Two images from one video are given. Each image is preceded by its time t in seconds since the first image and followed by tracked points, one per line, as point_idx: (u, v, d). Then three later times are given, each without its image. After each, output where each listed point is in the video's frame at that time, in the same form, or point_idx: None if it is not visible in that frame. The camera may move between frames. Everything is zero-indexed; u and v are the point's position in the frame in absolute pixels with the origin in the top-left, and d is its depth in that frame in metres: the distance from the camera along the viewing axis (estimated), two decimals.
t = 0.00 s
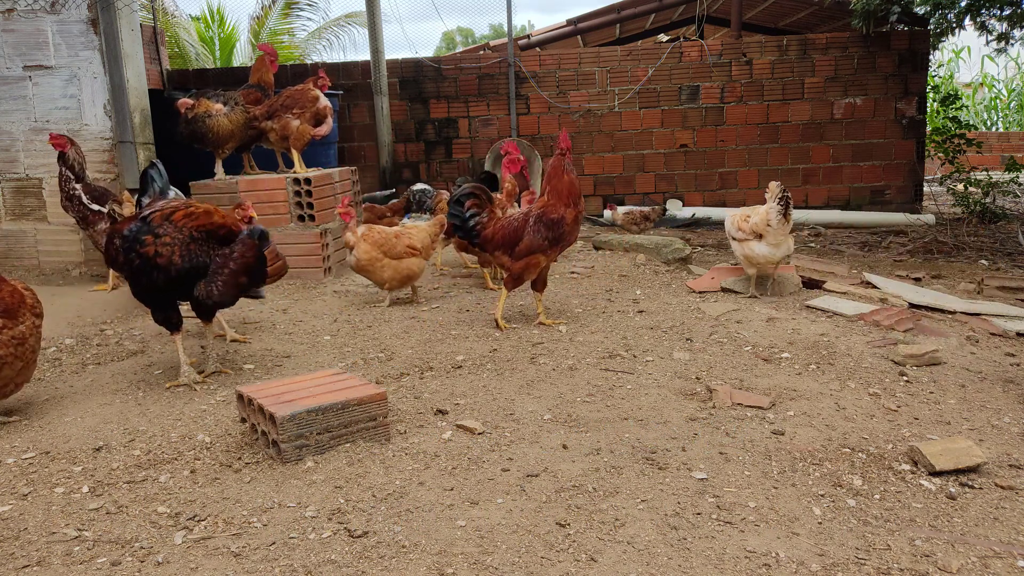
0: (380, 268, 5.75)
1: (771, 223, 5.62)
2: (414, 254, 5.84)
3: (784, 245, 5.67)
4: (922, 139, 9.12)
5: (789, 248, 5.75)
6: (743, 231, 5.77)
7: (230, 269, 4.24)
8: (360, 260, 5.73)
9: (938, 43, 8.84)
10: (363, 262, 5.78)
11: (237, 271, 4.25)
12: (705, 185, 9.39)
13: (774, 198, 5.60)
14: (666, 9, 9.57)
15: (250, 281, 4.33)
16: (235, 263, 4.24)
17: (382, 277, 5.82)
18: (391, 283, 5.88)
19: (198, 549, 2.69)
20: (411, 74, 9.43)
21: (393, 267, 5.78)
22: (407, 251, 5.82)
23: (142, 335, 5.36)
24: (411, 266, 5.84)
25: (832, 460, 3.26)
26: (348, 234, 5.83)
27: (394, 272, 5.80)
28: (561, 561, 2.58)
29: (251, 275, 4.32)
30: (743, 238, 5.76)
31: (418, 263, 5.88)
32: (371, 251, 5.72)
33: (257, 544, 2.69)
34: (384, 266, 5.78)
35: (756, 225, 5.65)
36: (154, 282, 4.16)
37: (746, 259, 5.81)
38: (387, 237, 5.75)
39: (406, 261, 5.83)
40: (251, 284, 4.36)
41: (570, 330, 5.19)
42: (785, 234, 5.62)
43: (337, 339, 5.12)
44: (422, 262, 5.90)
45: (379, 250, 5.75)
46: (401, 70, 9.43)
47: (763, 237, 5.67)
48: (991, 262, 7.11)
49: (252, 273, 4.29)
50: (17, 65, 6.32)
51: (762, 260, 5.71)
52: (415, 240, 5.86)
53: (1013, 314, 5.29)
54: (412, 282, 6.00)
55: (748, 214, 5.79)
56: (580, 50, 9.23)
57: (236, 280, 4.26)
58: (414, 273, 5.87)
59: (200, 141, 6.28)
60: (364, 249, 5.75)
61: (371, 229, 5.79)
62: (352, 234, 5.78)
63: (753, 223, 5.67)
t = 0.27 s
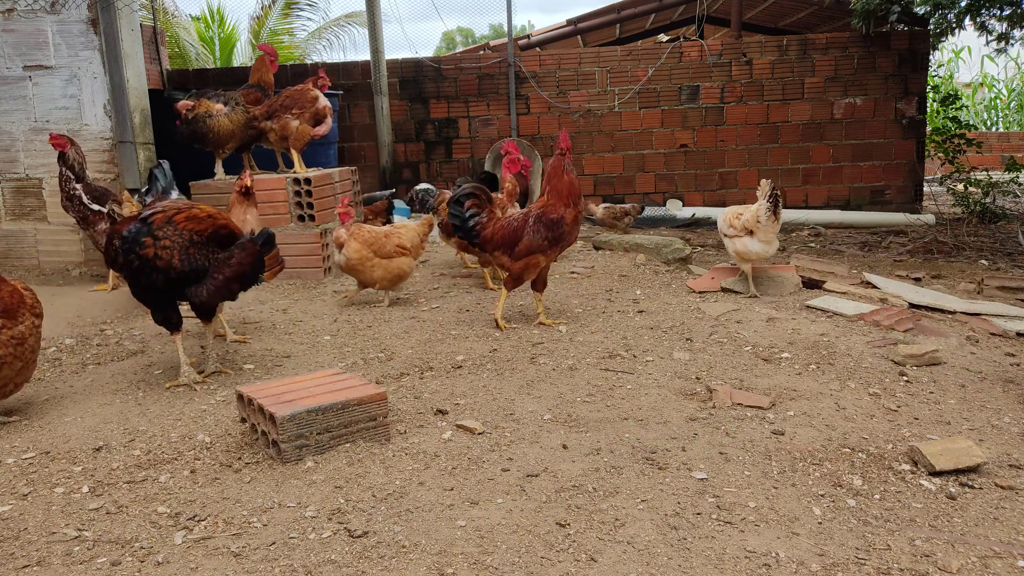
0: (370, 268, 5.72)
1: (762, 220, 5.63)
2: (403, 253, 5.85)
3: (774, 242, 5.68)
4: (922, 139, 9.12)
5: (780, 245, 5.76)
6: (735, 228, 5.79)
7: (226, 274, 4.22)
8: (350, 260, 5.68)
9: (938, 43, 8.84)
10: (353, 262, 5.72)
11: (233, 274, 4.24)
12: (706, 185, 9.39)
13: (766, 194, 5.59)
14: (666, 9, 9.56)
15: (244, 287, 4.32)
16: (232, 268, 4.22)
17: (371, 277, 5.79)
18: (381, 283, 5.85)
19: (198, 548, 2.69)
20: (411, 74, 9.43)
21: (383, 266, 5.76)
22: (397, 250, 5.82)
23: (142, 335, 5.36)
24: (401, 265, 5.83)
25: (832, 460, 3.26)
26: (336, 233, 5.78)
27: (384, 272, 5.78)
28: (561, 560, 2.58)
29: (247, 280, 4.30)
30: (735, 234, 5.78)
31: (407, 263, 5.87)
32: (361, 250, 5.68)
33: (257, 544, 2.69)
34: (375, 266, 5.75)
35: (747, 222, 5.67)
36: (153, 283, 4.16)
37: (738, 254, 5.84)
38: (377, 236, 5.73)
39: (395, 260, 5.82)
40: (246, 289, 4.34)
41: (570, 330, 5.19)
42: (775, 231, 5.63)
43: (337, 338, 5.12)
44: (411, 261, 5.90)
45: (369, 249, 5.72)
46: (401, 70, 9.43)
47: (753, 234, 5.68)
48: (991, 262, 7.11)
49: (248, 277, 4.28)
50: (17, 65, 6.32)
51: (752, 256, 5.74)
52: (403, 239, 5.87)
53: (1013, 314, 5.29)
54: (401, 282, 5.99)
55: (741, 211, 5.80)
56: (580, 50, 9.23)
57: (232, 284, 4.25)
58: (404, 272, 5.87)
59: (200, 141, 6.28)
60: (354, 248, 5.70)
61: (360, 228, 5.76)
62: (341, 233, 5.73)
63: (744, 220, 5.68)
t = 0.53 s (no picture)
0: (352, 266, 5.60)
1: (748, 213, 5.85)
2: (383, 249, 5.78)
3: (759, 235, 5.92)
4: (922, 139, 9.12)
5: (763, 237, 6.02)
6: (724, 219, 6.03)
7: (227, 274, 4.27)
8: (329, 259, 5.55)
9: (938, 43, 8.84)
10: (331, 262, 5.59)
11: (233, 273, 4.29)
12: (706, 185, 9.39)
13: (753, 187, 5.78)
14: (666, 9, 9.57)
15: (243, 286, 4.38)
16: (233, 268, 4.28)
17: (353, 275, 5.67)
18: (363, 281, 5.73)
19: (198, 549, 2.69)
20: (411, 74, 9.43)
21: (365, 264, 5.66)
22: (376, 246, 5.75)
23: (142, 335, 5.36)
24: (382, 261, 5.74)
25: (832, 460, 3.26)
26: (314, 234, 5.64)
27: (366, 270, 5.68)
28: (561, 561, 2.57)
29: (246, 278, 4.37)
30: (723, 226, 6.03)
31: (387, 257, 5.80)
32: (342, 248, 5.57)
33: (257, 544, 2.69)
34: (355, 264, 5.63)
35: (733, 215, 5.91)
36: (154, 283, 4.16)
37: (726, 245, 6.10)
38: (355, 233, 5.64)
39: (375, 255, 5.73)
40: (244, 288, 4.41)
41: (570, 330, 5.19)
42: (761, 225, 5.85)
43: (337, 339, 5.12)
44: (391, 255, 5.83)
45: (349, 247, 5.60)
46: (401, 70, 9.43)
47: (739, 226, 5.92)
48: (991, 262, 7.11)
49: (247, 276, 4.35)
50: (17, 65, 6.32)
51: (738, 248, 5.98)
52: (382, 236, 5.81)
53: (1013, 314, 5.29)
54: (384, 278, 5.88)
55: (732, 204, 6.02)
56: (580, 50, 9.23)
57: (232, 283, 4.30)
58: (386, 267, 5.77)
59: (200, 141, 6.27)
60: (333, 247, 5.57)
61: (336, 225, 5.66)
62: (319, 233, 5.60)
63: (731, 213, 5.91)
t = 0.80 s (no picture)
0: (342, 263, 5.57)
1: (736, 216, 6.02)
2: (370, 245, 5.78)
3: (747, 240, 6.06)
4: (922, 139, 9.12)
5: (756, 242, 6.13)
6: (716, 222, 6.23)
7: (234, 269, 4.19)
8: (320, 259, 5.49)
9: (938, 43, 8.84)
10: (321, 261, 5.53)
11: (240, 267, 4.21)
12: (706, 185, 9.39)
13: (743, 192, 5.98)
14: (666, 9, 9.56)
15: (254, 277, 4.29)
16: (238, 261, 4.20)
17: (344, 273, 5.63)
18: (355, 278, 5.70)
19: (198, 549, 2.69)
20: (411, 74, 9.43)
21: (355, 261, 5.63)
22: (364, 242, 5.75)
23: (142, 335, 5.36)
24: (371, 257, 5.73)
25: (832, 460, 3.26)
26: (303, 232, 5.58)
27: (357, 266, 5.65)
28: (561, 561, 2.58)
29: (254, 271, 4.28)
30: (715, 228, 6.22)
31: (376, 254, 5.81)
32: (332, 246, 5.54)
33: (257, 544, 2.69)
34: (346, 262, 5.60)
35: (722, 218, 6.10)
36: (156, 287, 4.17)
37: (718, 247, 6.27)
38: (343, 230, 5.62)
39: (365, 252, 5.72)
40: (256, 280, 4.32)
41: (570, 330, 5.19)
42: (749, 229, 6.00)
43: (337, 339, 5.12)
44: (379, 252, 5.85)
45: (338, 245, 5.57)
46: (401, 70, 9.43)
47: (728, 230, 6.09)
48: (991, 262, 7.10)
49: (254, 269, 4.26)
50: (17, 65, 6.31)
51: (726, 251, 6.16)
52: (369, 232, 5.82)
53: (1013, 314, 5.29)
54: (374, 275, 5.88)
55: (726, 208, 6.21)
56: (580, 50, 9.23)
57: (240, 278, 4.22)
58: (377, 262, 5.77)
59: (200, 142, 6.27)
60: (323, 246, 5.52)
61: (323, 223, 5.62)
62: (307, 232, 5.54)
63: (722, 216, 6.11)
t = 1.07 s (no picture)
0: (345, 262, 5.58)
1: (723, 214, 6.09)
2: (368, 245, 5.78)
3: (737, 236, 6.06)
4: (922, 139, 9.12)
5: (747, 240, 6.11)
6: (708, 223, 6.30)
7: (233, 274, 4.20)
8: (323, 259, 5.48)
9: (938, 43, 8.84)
10: (322, 261, 5.51)
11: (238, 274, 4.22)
12: (706, 185, 9.39)
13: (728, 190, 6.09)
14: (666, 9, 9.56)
15: (252, 283, 4.30)
16: (237, 267, 4.21)
17: (344, 272, 5.64)
18: (355, 276, 5.72)
19: (198, 548, 2.69)
20: (411, 74, 9.43)
21: (356, 260, 5.64)
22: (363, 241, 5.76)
23: (142, 335, 5.36)
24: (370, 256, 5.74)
25: (833, 460, 3.26)
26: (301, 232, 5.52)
27: (357, 264, 5.67)
28: (561, 561, 2.57)
29: (252, 278, 4.29)
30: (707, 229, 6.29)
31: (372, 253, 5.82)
32: (333, 245, 5.51)
33: (257, 544, 2.69)
34: (347, 260, 5.60)
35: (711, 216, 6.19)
36: (156, 287, 4.17)
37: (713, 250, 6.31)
38: (343, 229, 5.62)
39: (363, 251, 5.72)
40: (252, 287, 4.33)
41: (570, 330, 5.19)
42: (736, 224, 6.04)
43: (337, 339, 5.12)
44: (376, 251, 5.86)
45: (339, 244, 5.56)
46: (401, 70, 9.43)
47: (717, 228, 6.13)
48: (991, 262, 7.10)
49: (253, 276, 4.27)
50: (17, 65, 6.31)
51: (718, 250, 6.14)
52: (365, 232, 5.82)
53: (1013, 314, 5.29)
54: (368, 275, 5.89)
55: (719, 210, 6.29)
56: (580, 50, 9.23)
57: (238, 284, 4.23)
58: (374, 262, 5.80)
59: (199, 142, 6.26)
60: (324, 246, 5.49)
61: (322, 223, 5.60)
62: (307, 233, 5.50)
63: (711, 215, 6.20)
